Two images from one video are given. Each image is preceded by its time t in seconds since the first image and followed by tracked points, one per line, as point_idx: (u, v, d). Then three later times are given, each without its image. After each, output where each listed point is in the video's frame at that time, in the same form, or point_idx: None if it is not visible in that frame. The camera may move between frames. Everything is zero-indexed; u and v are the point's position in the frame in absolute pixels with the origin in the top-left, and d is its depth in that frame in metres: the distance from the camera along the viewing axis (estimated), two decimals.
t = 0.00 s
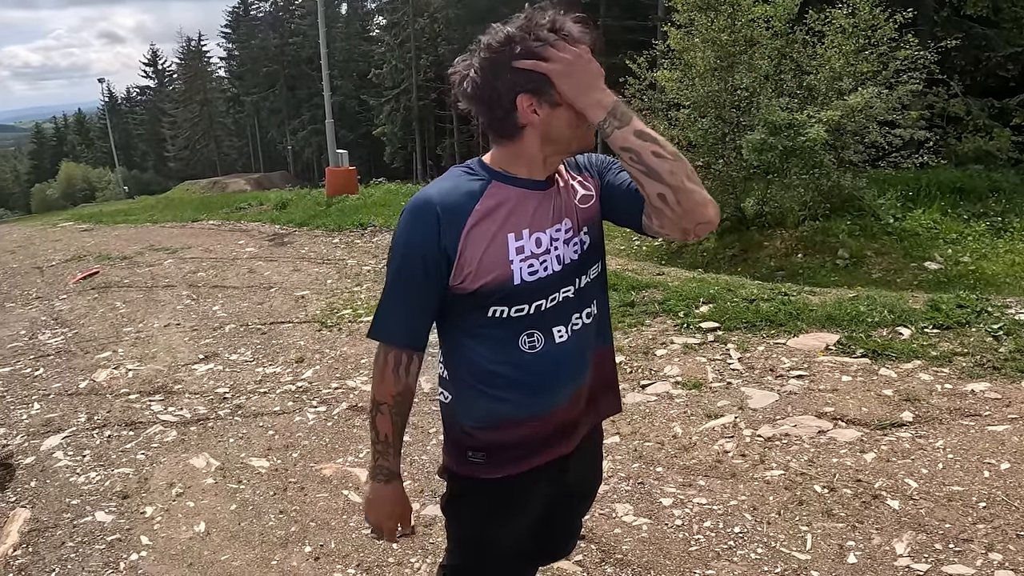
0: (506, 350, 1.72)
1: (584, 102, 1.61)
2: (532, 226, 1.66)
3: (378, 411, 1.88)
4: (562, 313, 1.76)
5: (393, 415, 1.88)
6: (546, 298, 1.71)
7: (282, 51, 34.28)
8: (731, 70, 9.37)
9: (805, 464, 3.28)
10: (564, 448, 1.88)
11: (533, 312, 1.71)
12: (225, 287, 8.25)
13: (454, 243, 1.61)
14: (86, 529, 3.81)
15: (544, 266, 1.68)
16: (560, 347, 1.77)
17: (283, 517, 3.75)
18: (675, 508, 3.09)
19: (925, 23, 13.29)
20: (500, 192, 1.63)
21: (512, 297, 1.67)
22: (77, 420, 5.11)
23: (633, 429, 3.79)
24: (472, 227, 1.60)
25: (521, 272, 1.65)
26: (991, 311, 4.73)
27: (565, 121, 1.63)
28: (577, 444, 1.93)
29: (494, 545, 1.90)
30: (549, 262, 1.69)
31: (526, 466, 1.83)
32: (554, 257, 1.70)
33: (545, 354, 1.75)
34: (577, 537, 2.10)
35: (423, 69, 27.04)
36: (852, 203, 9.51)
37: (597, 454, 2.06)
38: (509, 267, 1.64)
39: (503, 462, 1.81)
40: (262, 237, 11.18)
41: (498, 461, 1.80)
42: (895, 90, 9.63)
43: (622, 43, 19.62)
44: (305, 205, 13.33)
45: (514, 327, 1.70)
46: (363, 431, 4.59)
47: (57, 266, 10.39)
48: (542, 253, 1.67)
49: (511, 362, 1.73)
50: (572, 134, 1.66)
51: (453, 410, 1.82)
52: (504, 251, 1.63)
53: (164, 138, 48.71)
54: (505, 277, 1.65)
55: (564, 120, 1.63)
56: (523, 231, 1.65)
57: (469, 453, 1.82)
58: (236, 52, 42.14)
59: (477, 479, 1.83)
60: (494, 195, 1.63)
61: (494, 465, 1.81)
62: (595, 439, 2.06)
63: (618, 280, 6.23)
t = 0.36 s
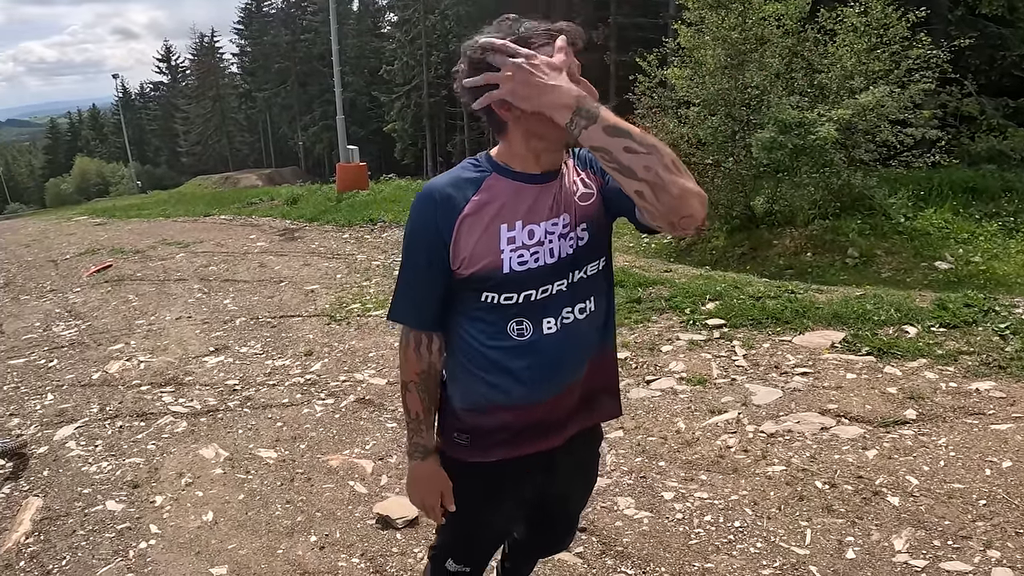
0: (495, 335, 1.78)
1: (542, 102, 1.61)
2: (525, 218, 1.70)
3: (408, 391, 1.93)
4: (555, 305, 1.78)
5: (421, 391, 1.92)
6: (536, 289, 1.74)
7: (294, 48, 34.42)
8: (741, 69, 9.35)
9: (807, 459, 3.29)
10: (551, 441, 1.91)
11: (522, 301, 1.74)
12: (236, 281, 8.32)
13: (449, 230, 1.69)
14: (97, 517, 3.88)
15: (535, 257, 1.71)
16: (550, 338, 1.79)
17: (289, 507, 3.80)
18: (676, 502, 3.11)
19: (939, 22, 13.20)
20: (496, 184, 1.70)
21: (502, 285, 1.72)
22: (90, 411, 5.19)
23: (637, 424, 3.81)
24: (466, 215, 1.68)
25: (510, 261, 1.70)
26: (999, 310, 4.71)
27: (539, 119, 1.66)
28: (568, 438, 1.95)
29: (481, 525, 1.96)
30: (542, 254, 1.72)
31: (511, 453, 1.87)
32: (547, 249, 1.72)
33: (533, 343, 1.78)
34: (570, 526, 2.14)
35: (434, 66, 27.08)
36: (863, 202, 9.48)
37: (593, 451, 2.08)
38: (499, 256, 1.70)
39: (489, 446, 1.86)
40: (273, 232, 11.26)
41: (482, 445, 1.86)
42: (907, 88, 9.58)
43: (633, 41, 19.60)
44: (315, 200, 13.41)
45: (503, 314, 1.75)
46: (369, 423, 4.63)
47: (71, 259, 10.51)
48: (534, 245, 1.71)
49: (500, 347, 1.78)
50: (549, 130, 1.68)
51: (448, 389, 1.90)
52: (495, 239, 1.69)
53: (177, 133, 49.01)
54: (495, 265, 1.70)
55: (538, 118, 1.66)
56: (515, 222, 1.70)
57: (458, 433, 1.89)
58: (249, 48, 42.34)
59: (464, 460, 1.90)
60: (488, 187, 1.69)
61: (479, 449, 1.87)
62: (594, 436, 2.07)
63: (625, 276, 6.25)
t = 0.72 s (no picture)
0: (471, 324, 1.86)
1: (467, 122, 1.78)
2: (504, 212, 1.76)
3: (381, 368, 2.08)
4: (531, 298, 1.83)
5: (393, 372, 2.08)
6: (512, 280, 1.79)
7: (306, 47, 34.63)
8: (748, 70, 9.37)
9: (796, 456, 3.33)
10: (528, 432, 1.97)
11: (498, 291, 1.80)
12: (244, 278, 8.43)
13: (433, 223, 1.79)
14: (102, 506, 3.96)
15: (512, 249, 1.76)
16: (526, 329, 1.84)
17: (289, 497, 3.87)
18: (665, 496, 3.16)
19: (949, 23, 13.14)
20: (477, 181, 1.78)
21: (481, 274, 1.79)
22: (99, 403, 5.29)
23: (631, 420, 3.86)
24: (448, 209, 1.76)
25: (488, 252, 1.77)
26: (997, 311, 4.72)
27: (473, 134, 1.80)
28: (546, 430, 2.01)
29: (455, 507, 2.06)
30: (520, 247, 1.77)
31: (486, 440, 1.95)
32: (526, 243, 1.77)
33: (509, 334, 1.84)
34: (552, 514, 2.22)
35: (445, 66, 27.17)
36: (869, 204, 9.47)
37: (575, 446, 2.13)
38: (478, 247, 1.77)
39: (463, 432, 1.95)
40: (282, 230, 11.36)
41: (459, 429, 1.95)
42: (914, 90, 9.56)
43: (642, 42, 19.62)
44: (324, 199, 13.52)
45: (480, 303, 1.82)
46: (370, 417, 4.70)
47: (84, 255, 10.66)
48: (512, 238, 1.76)
49: (476, 337, 1.86)
50: (483, 145, 1.79)
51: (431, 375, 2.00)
52: (474, 231, 1.77)
53: (190, 132, 49.40)
54: (474, 256, 1.78)
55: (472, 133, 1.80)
56: (495, 216, 1.76)
57: (438, 417, 1.99)
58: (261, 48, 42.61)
59: (443, 443, 1.99)
60: (470, 184, 1.78)
61: (456, 432, 1.96)
62: (577, 430, 2.10)
63: (627, 275, 6.29)
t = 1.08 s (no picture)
0: (461, 318, 1.88)
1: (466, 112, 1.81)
2: (500, 211, 1.79)
3: (378, 360, 2.08)
4: (522, 295, 1.86)
5: (392, 362, 2.08)
6: (505, 277, 1.82)
7: (322, 48, 34.88)
8: (760, 71, 9.35)
9: (792, 455, 3.33)
10: (517, 426, 2.00)
11: (491, 287, 1.83)
12: (256, 275, 8.52)
13: (429, 217, 1.80)
14: (109, 494, 4.04)
15: (506, 247, 1.79)
16: (516, 325, 1.87)
17: (290, 488, 3.93)
18: (659, 492, 3.17)
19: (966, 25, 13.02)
20: (475, 177, 1.81)
21: (474, 270, 1.81)
22: (110, 395, 5.38)
23: (630, 417, 3.88)
24: (446, 204, 1.78)
25: (482, 248, 1.79)
26: (1004, 314, 4.68)
27: (472, 125, 1.83)
28: (535, 425, 2.04)
29: (445, 496, 2.09)
30: (513, 246, 1.79)
31: (475, 433, 1.97)
32: (519, 242, 1.80)
33: (498, 329, 1.87)
34: (539, 504, 2.25)
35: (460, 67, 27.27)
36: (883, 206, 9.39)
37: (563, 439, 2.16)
38: (473, 243, 1.79)
39: (453, 424, 1.97)
40: (295, 228, 11.47)
41: (447, 421, 1.97)
42: (929, 92, 9.48)
43: (657, 43, 19.60)
44: (338, 198, 13.62)
45: (471, 297, 1.84)
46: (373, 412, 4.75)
47: (102, 252, 10.82)
48: (506, 236, 1.79)
49: (465, 330, 1.88)
50: (481, 136, 1.82)
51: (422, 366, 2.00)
52: (470, 227, 1.79)
53: (209, 132, 49.89)
54: (468, 251, 1.79)
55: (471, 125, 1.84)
56: (491, 214, 1.79)
57: (427, 408, 2.00)
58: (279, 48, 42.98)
59: (431, 434, 2.01)
60: (467, 179, 1.80)
61: (444, 424, 1.98)
62: (564, 422, 2.13)
63: (633, 275, 6.30)
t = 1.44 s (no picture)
0: (479, 317, 1.85)
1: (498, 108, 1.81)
2: (527, 212, 1.79)
3: (391, 358, 2.02)
4: (543, 297, 1.84)
5: (406, 360, 2.02)
6: (529, 278, 1.81)
7: (342, 49, 35.11)
8: (778, 71, 9.25)
9: (805, 458, 3.30)
10: (532, 426, 2.00)
11: (513, 288, 1.81)
12: (275, 274, 8.60)
13: (455, 215, 1.78)
14: (127, 489, 4.09)
15: (531, 249, 1.78)
16: (534, 326, 1.86)
17: (304, 485, 3.96)
18: (669, 493, 3.16)
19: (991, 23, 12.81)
20: (504, 177, 1.80)
21: (499, 270, 1.79)
22: (131, 391, 5.46)
23: (642, 418, 3.86)
24: (473, 202, 1.77)
25: (508, 249, 1.77)
26: None
27: (505, 122, 1.84)
28: (548, 424, 2.03)
29: (458, 494, 2.10)
30: (539, 248, 1.79)
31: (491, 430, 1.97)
32: (545, 245, 1.79)
33: (516, 329, 1.86)
34: (549, 501, 2.25)
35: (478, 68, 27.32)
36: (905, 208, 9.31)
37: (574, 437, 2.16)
38: (498, 243, 1.77)
39: (468, 421, 1.96)
40: (314, 227, 11.55)
41: (462, 419, 1.97)
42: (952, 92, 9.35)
43: (675, 43, 19.52)
44: (357, 198, 13.71)
45: (492, 298, 1.83)
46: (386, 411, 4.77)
47: (125, 250, 10.98)
48: (532, 238, 1.78)
49: (483, 329, 1.86)
50: (512, 134, 1.82)
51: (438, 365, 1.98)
52: (497, 227, 1.78)
53: (231, 132, 50.42)
54: (494, 251, 1.78)
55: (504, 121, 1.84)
56: (518, 215, 1.78)
57: (441, 404, 1.99)
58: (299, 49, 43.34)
59: (446, 430, 2.01)
60: (495, 179, 1.79)
61: (459, 421, 1.97)
62: (577, 422, 2.13)
63: (649, 276, 6.27)
